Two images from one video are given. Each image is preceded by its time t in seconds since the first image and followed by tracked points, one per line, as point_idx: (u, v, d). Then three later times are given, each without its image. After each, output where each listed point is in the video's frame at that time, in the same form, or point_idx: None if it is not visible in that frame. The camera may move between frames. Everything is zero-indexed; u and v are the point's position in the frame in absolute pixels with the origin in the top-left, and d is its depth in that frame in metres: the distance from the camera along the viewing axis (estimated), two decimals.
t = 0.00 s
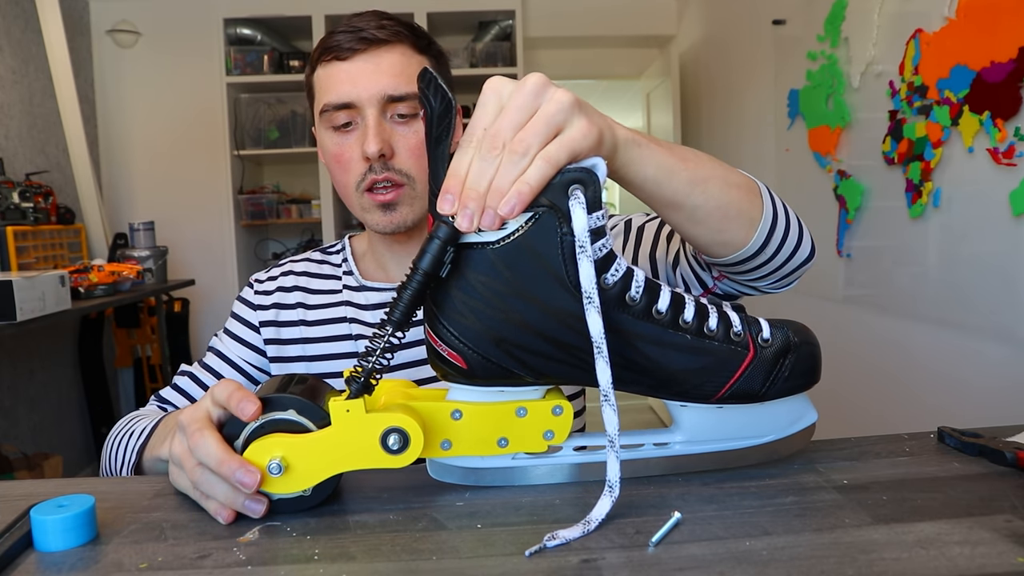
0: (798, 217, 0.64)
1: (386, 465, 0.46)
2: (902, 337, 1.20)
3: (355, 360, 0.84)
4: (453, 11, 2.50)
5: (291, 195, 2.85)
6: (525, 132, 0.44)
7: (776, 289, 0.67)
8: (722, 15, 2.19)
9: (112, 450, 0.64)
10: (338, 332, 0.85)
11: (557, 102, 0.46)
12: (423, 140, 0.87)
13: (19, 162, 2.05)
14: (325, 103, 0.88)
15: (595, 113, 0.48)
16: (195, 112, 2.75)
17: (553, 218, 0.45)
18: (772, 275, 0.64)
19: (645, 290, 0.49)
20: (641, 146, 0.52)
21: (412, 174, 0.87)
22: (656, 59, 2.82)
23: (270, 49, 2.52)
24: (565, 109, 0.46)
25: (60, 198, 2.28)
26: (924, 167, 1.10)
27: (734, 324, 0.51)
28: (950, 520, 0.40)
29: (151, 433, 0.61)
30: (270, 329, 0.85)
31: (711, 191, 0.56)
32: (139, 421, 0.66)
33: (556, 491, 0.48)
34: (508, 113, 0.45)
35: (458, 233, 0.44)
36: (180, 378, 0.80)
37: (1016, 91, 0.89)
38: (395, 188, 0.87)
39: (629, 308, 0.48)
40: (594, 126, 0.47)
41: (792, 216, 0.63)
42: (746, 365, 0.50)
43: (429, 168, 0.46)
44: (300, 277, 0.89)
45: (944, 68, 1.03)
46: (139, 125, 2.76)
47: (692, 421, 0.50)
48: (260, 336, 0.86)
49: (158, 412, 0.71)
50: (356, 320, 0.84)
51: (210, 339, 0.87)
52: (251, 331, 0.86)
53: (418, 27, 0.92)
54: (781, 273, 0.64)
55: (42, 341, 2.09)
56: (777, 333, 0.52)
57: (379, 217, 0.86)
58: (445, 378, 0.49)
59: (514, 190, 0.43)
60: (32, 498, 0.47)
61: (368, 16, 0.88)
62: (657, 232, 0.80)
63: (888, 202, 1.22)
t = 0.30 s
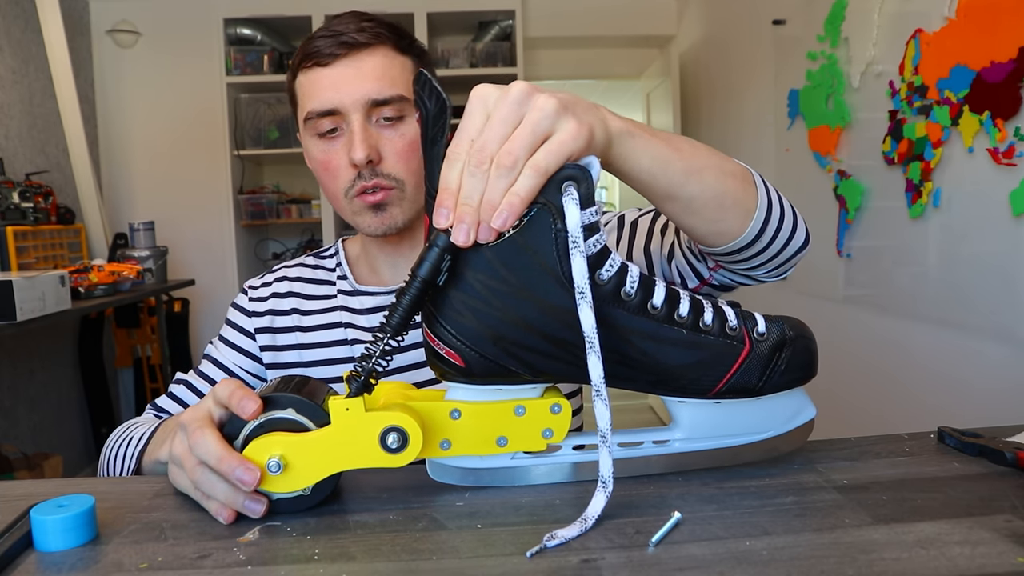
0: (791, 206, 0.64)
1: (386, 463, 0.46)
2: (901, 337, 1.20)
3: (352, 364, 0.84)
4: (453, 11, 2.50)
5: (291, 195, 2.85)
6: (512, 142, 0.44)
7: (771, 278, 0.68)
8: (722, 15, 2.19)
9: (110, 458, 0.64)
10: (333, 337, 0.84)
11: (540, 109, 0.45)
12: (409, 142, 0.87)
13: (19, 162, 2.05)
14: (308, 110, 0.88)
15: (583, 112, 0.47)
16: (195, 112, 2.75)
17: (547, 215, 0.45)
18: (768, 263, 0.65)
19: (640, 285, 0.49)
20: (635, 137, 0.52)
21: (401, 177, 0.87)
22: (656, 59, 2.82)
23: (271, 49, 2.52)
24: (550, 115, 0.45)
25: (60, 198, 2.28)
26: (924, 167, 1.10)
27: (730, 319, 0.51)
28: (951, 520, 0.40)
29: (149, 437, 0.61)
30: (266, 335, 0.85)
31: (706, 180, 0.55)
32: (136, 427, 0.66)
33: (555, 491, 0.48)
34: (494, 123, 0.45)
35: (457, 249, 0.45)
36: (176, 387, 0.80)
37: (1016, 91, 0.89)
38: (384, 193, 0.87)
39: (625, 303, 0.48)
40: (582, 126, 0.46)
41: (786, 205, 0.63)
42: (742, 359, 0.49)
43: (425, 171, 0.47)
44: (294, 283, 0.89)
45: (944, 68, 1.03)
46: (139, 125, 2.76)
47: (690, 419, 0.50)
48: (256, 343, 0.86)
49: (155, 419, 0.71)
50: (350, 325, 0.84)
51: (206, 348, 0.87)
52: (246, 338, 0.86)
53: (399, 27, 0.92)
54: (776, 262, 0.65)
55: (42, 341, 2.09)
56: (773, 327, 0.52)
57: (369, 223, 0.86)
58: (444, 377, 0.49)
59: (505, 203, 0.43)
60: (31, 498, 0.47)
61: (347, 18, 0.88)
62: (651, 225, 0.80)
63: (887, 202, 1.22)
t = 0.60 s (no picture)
0: (796, 231, 0.64)
1: (387, 462, 0.46)
2: (901, 337, 1.20)
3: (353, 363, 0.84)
4: (453, 11, 2.50)
5: (291, 195, 2.85)
6: (518, 141, 0.44)
7: (769, 297, 0.68)
8: (722, 15, 2.19)
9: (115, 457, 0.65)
10: (335, 336, 0.85)
11: (546, 108, 0.45)
12: (404, 141, 0.87)
13: (19, 162, 2.05)
14: (303, 115, 0.88)
15: (589, 115, 0.48)
16: (195, 112, 2.75)
17: (550, 214, 0.45)
18: (767, 282, 0.65)
19: (643, 285, 0.49)
20: (640, 145, 0.52)
21: (397, 177, 0.87)
22: (656, 59, 2.82)
23: (271, 49, 2.53)
24: (555, 114, 0.45)
25: (60, 198, 2.28)
26: (924, 167, 1.10)
27: (731, 320, 0.51)
28: (950, 520, 0.40)
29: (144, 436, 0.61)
30: (268, 335, 0.85)
31: (708, 195, 0.56)
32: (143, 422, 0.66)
33: (555, 491, 0.48)
34: (499, 122, 0.45)
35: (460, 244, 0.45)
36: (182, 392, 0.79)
37: (1016, 91, 0.89)
38: (382, 193, 0.87)
39: (627, 302, 0.48)
40: (587, 126, 0.47)
41: (790, 228, 0.64)
42: (743, 360, 0.49)
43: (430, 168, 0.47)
44: (296, 282, 0.89)
45: (944, 68, 1.03)
46: (139, 124, 2.76)
47: (690, 420, 0.50)
48: (258, 342, 0.86)
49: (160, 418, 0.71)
50: (352, 324, 0.84)
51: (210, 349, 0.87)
52: (248, 339, 0.86)
53: (389, 27, 0.92)
54: (774, 281, 0.65)
55: (42, 341, 2.09)
56: (774, 329, 0.52)
57: (369, 223, 0.86)
58: (446, 375, 0.49)
59: (511, 200, 0.43)
60: (32, 498, 0.47)
61: (337, 20, 0.88)
62: (655, 236, 0.80)
63: (887, 202, 1.22)
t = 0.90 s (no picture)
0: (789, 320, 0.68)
1: (387, 461, 0.46)
2: (901, 337, 1.20)
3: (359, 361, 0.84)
4: (453, 11, 2.50)
5: (291, 195, 2.85)
6: (526, 145, 0.46)
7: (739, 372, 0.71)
8: (722, 15, 2.19)
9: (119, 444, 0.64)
10: (344, 332, 0.85)
11: (559, 122, 0.48)
12: (420, 142, 0.87)
13: (19, 162, 2.05)
14: (322, 111, 0.88)
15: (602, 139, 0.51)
16: (195, 112, 2.75)
17: (552, 216, 0.45)
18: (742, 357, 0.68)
19: (643, 287, 0.49)
20: (651, 190, 0.57)
21: (410, 178, 0.87)
22: (656, 59, 2.82)
23: (270, 49, 2.53)
24: (568, 128, 0.48)
25: (60, 198, 2.28)
26: (924, 167, 1.10)
27: (733, 322, 0.51)
28: (950, 521, 0.40)
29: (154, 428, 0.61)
30: (279, 326, 0.85)
31: (702, 259, 0.60)
32: (145, 413, 0.65)
33: (556, 491, 0.48)
34: (511, 129, 0.47)
35: (460, 244, 0.45)
36: (189, 373, 0.79)
37: (1016, 91, 0.89)
38: (394, 192, 0.87)
39: (628, 305, 0.48)
40: (597, 141, 0.49)
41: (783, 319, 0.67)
42: (744, 363, 0.49)
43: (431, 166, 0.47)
44: (309, 276, 0.89)
45: (944, 68, 1.03)
46: (139, 124, 2.76)
47: (691, 421, 0.50)
48: (268, 333, 0.86)
49: (167, 405, 0.70)
50: (361, 321, 0.85)
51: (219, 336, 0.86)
52: (260, 327, 0.86)
53: (413, 27, 0.91)
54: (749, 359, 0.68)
55: (42, 341, 2.09)
56: (775, 331, 0.52)
57: (379, 221, 0.87)
58: (446, 375, 0.49)
59: (522, 201, 0.44)
60: (32, 498, 0.47)
61: (362, 20, 0.88)
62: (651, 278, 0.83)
63: (888, 202, 1.22)
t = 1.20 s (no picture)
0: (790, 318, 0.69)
1: (386, 461, 0.46)
2: (901, 337, 1.20)
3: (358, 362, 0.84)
4: (453, 11, 2.50)
5: (291, 195, 2.85)
6: (527, 146, 0.46)
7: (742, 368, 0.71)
8: (722, 15, 2.19)
9: (128, 447, 0.64)
10: (343, 333, 0.85)
11: (560, 122, 0.48)
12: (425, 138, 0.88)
13: (19, 162, 2.05)
14: (327, 104, 0.88)
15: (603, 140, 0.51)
16: (195, 112, 2.75)
17: (552, 216, 0.45)
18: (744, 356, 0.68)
19: (644, 287, 0.49)
20: (653, 192, 0.57)
21: (415, 173, 0.88)
22: (656, 59, 2.82)
23: (271, 49, 2.53)
24: (568, 128, 0.48)
25: (60, 198, 2.28)
26: (924, 167, 1.10)
27: (733, 322, 0.51)
28: (951, 521, 0.40)
29: (171, 433, 0.61)
30: (279, 328, 0.85)
31: (705, 259, 0.60)
32: (157, 420, 0.66)
33: (556, 491, 0.48)
34: (512, 129, 0.47)
35: (460, 244, 0.45)
36: (191, 377, 0.79)
37: (1016, 91, 0.89)
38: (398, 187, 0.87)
39: (628, 305, 0.48)
40: (598, 142, 0.49)
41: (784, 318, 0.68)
42: (745, 362, 0.49)
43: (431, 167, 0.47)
44: (308, 278, 0.89)
45: (944, 68, 1.03)
46: (139, 124, 2.76)
47: (691, 421, 0.50)
48: (269, 335, 0.86)
49: (173, 411, 0.71)
50: (360, 322, 0.85)
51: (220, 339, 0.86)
52: (260, 330, 0.86)
53: (419, 27, 0.92)
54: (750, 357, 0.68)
55: (41, 341, 2.09)
56: (776, 331, 0.52)
57: (383, 217, 0.86)
58: (445, 375, 0.49)
59: (523, 200, 0.44)
60: (32, 498, 0.47)
61: (370, 16, 0.88)
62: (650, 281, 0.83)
63: (888, 201, 1.22)
